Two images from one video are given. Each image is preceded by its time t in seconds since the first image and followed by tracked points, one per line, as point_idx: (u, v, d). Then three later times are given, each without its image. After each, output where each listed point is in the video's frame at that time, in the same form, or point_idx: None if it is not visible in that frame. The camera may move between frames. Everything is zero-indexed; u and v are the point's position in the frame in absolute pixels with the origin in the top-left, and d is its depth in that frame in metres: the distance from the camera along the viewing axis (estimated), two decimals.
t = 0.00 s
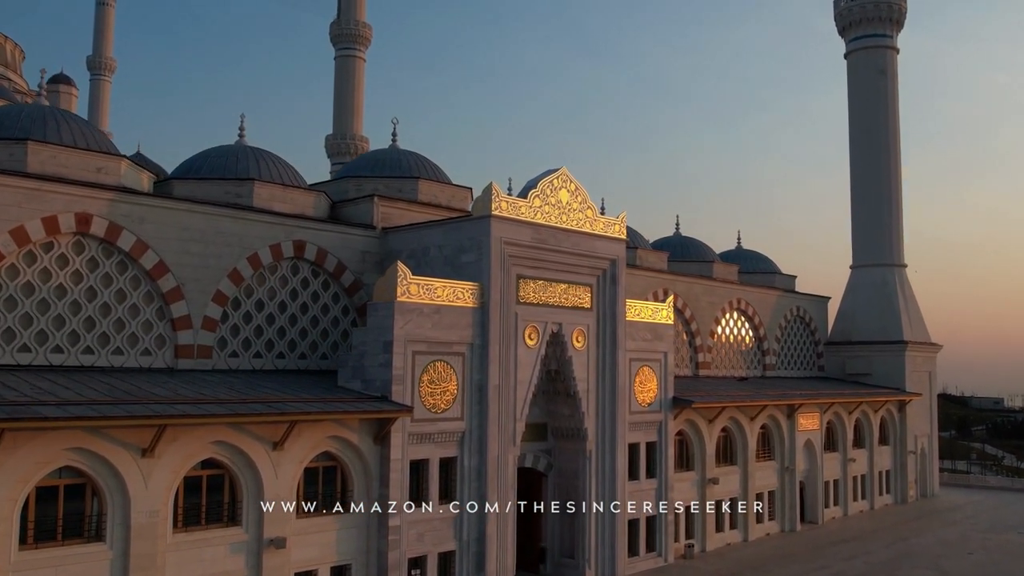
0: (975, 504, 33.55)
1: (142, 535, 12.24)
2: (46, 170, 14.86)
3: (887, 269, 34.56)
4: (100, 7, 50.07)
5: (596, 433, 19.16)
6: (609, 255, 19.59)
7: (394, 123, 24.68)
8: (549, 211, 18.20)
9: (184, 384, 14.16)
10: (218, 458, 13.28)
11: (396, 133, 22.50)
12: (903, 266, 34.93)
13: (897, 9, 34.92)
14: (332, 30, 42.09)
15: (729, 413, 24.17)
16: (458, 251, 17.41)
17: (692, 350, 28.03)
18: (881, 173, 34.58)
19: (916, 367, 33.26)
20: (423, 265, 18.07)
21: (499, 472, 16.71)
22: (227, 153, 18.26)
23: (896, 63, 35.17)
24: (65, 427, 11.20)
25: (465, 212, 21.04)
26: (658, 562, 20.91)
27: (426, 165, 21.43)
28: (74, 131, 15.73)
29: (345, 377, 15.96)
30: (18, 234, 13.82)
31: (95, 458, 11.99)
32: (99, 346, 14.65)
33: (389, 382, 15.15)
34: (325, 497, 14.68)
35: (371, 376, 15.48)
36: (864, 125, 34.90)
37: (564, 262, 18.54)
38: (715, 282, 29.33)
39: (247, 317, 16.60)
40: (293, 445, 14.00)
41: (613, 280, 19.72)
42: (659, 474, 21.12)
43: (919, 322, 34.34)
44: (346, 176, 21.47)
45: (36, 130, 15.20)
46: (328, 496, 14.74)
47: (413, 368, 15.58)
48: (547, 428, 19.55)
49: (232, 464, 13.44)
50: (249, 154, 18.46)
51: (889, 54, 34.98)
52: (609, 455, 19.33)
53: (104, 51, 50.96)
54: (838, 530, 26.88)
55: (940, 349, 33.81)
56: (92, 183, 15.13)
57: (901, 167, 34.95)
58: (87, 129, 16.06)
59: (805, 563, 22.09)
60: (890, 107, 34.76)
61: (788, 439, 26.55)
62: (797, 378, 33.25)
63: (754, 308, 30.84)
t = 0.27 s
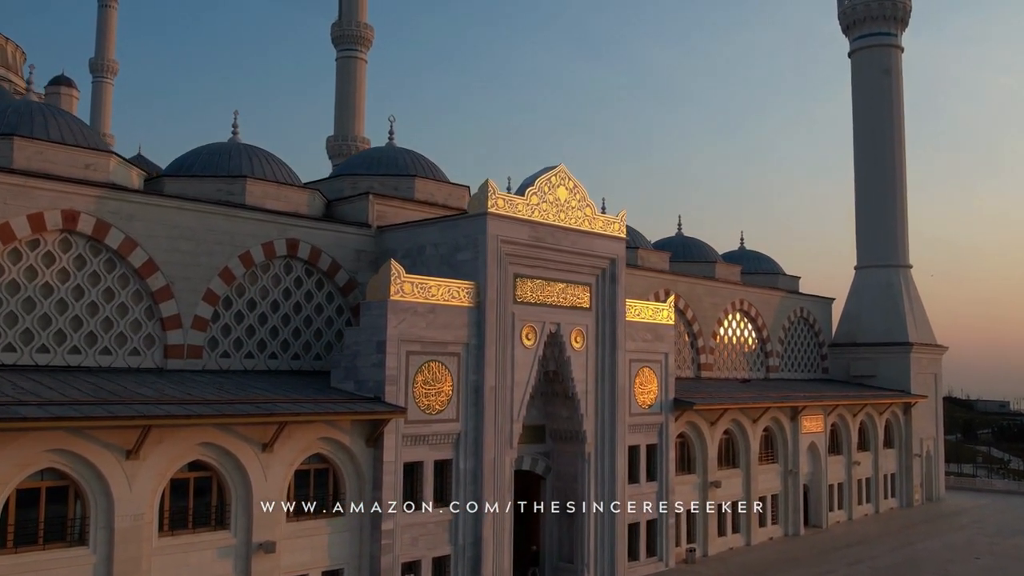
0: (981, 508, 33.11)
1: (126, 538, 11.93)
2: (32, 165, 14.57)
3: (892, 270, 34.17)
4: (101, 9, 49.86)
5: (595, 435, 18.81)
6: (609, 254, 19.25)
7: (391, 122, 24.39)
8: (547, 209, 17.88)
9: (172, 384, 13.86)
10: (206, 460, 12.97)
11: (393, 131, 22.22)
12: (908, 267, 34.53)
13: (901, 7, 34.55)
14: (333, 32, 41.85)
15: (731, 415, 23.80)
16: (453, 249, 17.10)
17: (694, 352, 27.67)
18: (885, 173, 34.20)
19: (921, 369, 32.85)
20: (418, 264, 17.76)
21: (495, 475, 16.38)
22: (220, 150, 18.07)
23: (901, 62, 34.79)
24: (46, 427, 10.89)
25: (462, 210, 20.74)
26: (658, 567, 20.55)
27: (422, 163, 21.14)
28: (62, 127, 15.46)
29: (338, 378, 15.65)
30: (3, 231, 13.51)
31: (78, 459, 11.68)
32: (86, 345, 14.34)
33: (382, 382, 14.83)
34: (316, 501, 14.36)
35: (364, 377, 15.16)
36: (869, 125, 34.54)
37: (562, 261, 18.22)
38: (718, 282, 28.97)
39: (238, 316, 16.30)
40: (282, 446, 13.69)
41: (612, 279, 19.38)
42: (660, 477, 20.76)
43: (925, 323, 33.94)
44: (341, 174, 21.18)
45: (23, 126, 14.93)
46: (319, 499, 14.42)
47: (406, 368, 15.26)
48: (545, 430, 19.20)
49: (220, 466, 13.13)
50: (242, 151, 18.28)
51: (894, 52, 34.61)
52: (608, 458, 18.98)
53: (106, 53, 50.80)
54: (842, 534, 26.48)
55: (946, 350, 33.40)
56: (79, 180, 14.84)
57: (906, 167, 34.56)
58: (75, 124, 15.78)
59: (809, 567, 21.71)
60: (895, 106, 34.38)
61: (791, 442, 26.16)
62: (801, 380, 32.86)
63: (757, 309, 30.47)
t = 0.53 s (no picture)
0: (989, 512, 32.67)
1: (112, 542, 11.64)
2: (20, 162, 14.32)
3: (897, 271, 33.78)
4: (105, 12, 49.78)
5: (595, 438, 18.48)
6: (609, 253, 18.93)
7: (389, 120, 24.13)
8: (546, 207, 17.58)
9: (161, 385, 13.57)
10: (195, 463, 12.68)
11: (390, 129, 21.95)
12: (914, 269, 34.13)
13: (906, 5, 34.20)
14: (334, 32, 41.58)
15: (734, 417, 23.44)
16: (450, 248, 16.80)
17: (697, 354, 27.34)
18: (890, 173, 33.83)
19: (927, 371, 32.45)
20: (414, 263, 17.46)
21: (492, 478, 16.05)
22: (213, 147, 17.90)
23: (906, 61, 34.44)
24: (28, 428, 10.60)
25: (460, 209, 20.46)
26: (659, 572, 20.20)
27: (420, 162, 20.87)
28: (51, 123, 15.22)
29: (331, 378, 15.36)
30: None
31: (62, 462, 11.40)
32: (75, 345, 14.06)
33: (376, 383, 14.52)
34: (308, 504, 14.05)
35: (358, 378, 14.86)
36: (873, 124, 34.20)
37: (561, 260, 17.92)
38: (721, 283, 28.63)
39: (231, 316, 16.01)
40: (274, 449, 13.39)
41: (613, 279, 19.06)
42: (661, 480, 20.42)
43: (931, 324, 33.53)
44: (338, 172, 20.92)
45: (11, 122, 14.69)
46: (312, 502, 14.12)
47: (401, 369, 14.96)
48: (544, 432, 18.87)
49: (209, 469, 12.83)
50: (236, 149, 18.11)
51: (899, 51, 34.26)
52: (608, 460, 18.65)
53: (109, 56, 50.76)
54: (847, 538, 26.09)
55: (952, 352, 32.99)
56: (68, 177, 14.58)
57: (911, 166, 34.19)
58: (64, 120, 15.55)
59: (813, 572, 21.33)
60: (900, 106, 34.02)
61: (795, 444, 25.79)
62: (805, 382, 32.49)
63: (760, 310, 30.12)
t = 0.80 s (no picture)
0: (996, 516, 32.24)
1: (97, 546, 11.34)
2: (8, 158, 14.08)
3: (903, 272, 33.38)
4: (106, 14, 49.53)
5: (595, 440, 18.15)
6: (609, 252, 18.60)
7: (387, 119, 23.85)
8: (544, 205, 17.27)
9: (151, 385, 13.29)
10: (183, 465, 12.38)
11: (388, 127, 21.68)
12: (920, 269, 33.72)
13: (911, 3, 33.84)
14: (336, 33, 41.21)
15: (737, 420, 23.09)
16: (447, 246, 16.50)
17: (700, 355, 27.00)
18: (895, 172, 33.46)
19: (933, 373, 32.05)
20: (411, 262, 17.17)
21: (489, 481, 15.73)
22: (207, 145, 17.67)
23: (911, 60, 34.09)
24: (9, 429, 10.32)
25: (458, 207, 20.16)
26: None
27: (417, 160, 20.58)
28: (42, 118, 15.01)
29: (326, 379, 15.06)
30: None
31: (46, 464, 11.12)
32: (63, 345, 13.79)
33: (370, 384, 14.22)
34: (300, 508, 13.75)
35: (353, 378, 14.56)
36: (878, 123, 33.84)
37: (560, 258, 17.60)
38: (724, 284, 28.28)
39: (224, 316, 15.73)
40: (265, 450, 13.09)
41: (613, 278, 18.74)
42: (663, 483, 20.07)
43: (937, 325, 33.14)
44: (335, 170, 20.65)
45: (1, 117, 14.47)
46: (304, 506, 13.82)
47: (396, 369, 14.65)
48: (544, 434, 18.55)
49: (199, 471, 12.54)
50: (230, 146, 17.87)
51: (904, 49, 33.91)
52: (609, 463, 18.32)
53: (111, 58, 50.53)
54: (852, 543, 25.70)
55: (959, 354, 32.59)
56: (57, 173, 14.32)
57: (916, 166, 33.82)
58: (55, 116, 15.33)
59: None
60: (905, 104, 33.66)
61: (799, 447, 25.42)
62: (810, 384, 32.11)
63: (764, 311, 29.76)
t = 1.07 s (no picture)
0: (1004, 520, 31.77)
1: (80, 550, 11.03)
2: None
3: (909, 272, 33.00)
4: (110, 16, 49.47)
5: (595, 442, 17.80)
6: (609, 251, 18.27)
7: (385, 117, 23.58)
8: (543, 203, 16.95)
9: (138, 385, 12.99)
10: (170, 467, 12.07)
11: (385, 124, 21.40)
12: (926, 270, 33.33)
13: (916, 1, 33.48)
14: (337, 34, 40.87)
15: (740, 421, 22.72)
16: (443, 244, 16.19)
17: (703, 357, 26.64)
18: (901, 171, 33.08)
19: (940, 374, 31.63)
20: (407, 260, 16.86)
21: (486, 483, 15.38)
22: (200, 142, 17.41)
23: (917, 58, 33.70)
24: None
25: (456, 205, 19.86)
26: None
27: (415, 158, 20.30)
28: (31, 113, 14.78)
29: (319, 379, 14.74)
30: None
31: (27, 465, 10.81)
32: (50, 344, 13.49)
33: (363, 384, 13.90)
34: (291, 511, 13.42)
35: (346, 378, 14.25)
36: (883, 122, 33.47)
37: (559, 257, 17.27)
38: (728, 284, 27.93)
39: (215, 315, 15.43)
40: (254, 452, 12.77)
41: (613, 277, 18.40)
42: (665, 486, 19.71)
43: (943, 327, 32.72)
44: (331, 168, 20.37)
45: None
46: (295, 509, 13.49)
47: (390, 369, 14.33)
48: (543, 436, 18.20)
49: (186, 473, 12.23)
50: (224, 143, 17.61)
51: (909, 47, 33.53)
52: (609, 465, 17.96)
53: (115, 60, 50.44)
54: (858, 547, 25.28)
55: (966, 356, 32.16)
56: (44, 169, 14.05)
57: (922, 165, 33.43)
58: (45, 112, 15.09)
59: None
60: (910, 103, 33.28)
61: (804, 449, 25.02)
62: (815, 386, 31.72)
63: (768, 312, 29.39)
